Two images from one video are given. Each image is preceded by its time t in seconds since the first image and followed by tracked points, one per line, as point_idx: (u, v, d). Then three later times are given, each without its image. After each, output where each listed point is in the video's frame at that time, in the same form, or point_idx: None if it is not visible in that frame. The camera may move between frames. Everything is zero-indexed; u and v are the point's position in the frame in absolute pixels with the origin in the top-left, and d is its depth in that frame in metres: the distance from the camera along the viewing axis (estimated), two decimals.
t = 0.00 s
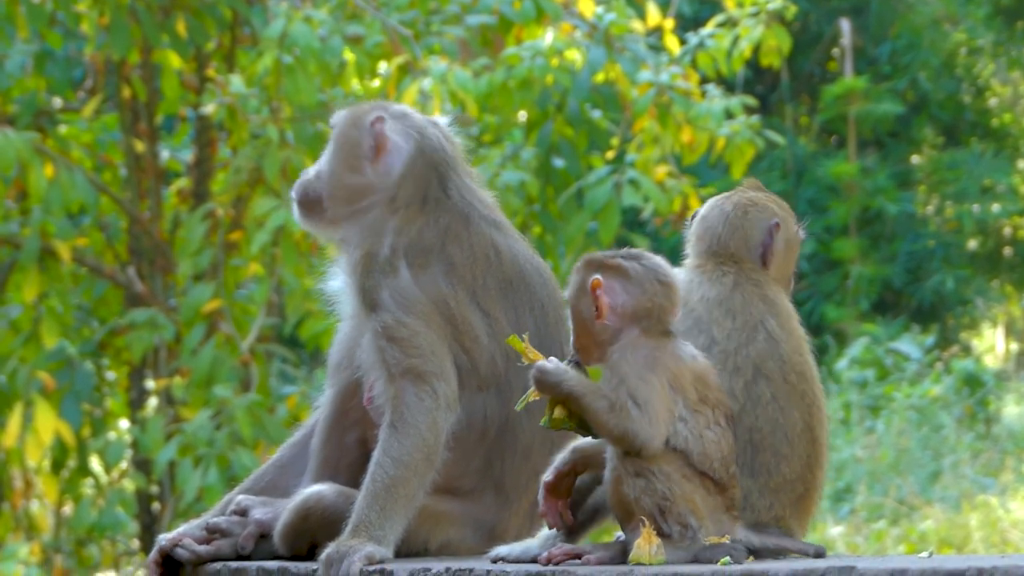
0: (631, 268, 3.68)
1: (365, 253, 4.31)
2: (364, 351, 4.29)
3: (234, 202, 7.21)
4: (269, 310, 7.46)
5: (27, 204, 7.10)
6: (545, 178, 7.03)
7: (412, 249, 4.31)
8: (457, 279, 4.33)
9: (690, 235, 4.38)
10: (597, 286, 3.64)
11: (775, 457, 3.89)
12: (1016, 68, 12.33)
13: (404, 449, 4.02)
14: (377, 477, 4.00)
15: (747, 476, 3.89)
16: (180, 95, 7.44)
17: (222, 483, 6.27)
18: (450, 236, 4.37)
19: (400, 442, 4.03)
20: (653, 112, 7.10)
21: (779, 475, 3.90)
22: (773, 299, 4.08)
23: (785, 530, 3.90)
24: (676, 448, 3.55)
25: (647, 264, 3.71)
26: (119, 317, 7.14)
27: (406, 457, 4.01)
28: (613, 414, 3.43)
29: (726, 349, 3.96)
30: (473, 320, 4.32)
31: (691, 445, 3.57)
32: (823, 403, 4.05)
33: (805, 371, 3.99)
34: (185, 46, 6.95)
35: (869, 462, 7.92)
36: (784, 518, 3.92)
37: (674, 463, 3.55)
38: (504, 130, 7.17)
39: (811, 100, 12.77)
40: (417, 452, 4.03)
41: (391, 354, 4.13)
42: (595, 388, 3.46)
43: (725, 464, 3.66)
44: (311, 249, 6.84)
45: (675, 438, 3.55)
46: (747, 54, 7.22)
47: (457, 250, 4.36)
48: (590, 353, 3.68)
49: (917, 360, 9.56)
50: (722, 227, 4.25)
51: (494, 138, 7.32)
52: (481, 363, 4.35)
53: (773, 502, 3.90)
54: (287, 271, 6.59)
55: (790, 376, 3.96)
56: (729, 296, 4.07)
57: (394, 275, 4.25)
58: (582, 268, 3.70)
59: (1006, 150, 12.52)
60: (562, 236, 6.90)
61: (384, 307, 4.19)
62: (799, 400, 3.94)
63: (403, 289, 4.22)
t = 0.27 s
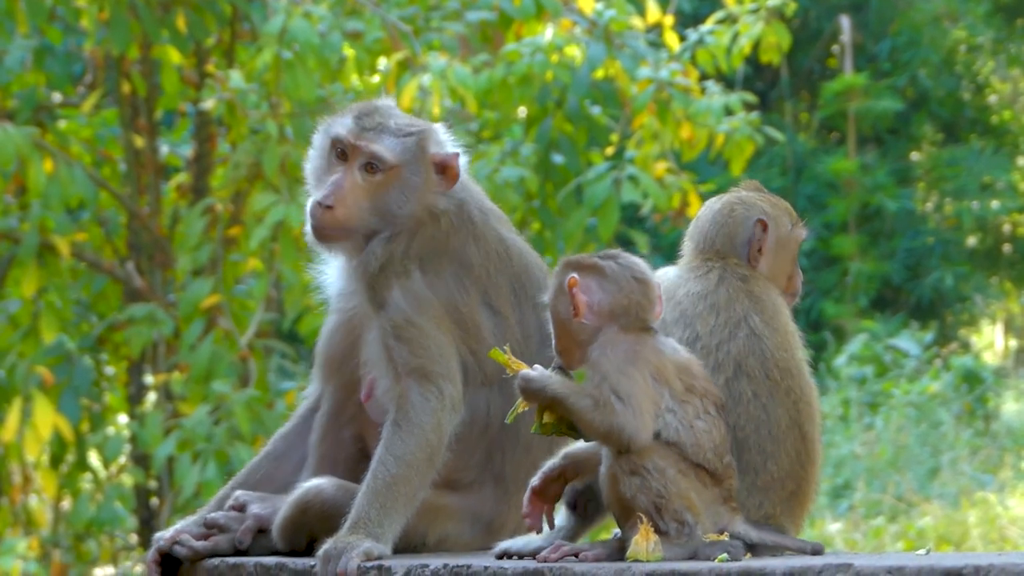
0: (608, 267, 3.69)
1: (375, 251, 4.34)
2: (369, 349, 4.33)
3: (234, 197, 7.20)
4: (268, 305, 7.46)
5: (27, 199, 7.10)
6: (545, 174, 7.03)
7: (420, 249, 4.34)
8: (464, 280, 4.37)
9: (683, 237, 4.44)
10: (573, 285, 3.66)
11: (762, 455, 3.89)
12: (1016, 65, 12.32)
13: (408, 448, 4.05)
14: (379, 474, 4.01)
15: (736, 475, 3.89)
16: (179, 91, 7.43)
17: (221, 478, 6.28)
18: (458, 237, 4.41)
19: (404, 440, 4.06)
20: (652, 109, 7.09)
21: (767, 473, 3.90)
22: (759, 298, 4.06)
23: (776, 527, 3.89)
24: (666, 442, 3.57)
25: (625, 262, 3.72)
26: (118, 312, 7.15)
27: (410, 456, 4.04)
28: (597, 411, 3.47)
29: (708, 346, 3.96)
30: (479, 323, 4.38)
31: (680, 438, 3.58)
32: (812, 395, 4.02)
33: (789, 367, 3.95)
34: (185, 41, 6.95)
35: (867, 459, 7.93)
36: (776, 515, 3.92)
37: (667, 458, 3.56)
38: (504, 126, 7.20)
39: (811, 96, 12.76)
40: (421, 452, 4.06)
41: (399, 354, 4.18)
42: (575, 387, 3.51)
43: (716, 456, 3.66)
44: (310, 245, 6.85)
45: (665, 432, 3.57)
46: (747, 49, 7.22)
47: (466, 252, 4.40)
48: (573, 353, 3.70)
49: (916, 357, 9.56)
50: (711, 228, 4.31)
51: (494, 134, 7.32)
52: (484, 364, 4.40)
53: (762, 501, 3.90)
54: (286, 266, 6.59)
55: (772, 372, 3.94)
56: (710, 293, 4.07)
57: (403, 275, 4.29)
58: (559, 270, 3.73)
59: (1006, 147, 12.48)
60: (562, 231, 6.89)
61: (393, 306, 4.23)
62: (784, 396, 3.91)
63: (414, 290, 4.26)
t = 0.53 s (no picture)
0: (606, 262, 3.69)
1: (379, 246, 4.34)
2: (373, 345, 4.32)
3: (234, 194, 7.20)
4: (269, 302, 7.47)
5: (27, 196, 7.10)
6: (545, 170, 7.01)
7: (424, 245, 4.34)
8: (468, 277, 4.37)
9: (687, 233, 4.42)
10: (572, 281, 3.67)
11: (759, 451, 3.89)
12: (1016, 61, 12.31)
13: (410, 445, 4.05)
14: (380, 471, 4.01)
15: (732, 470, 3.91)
16: (179, 87, 7.43)
17: (221, 475, 6.29)
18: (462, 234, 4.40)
19: (407, 436, 4.06)
20: (652, 105, 7.08)
21: (766, 469, 3.90)
22: (761, 294, 4.06)
23: (775, 524, 3.91)
24: (667, 437, 3.56)
25: (623, 256, 3.72)
26: (118, 309, 7.15)
27: (412, 452, 4.04)
28: (595, 404, 3.47)
29: (709, 340, 3.96)
30: (482, 320, 4.37)
31: (679, 434, 3.57)
32: (811, 390, 4.01)
33: (790, 363, 3.96)
34: (185, 37, 6.95)
35: (868, 455, 7.93)
36: (775, 511, 3.93)
37: (668, 453, 3.55)
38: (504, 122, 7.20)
39: (811, 92, 12.75)
40: (423, 449, 4.06)
41: (403, 350, 4.18)
42: (573, 380, 3.50)
43: (716, 452, 3.65)
44: (311, 241, 6.85)
45: (665, 428, 3.56)
46: (747, 45, 7.20)
47: (469, 248, 4.40)
48: (576, 349, 3.69)
49: (917, 353, 9.56)
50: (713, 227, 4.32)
51: (494, 130, 7.31)
52: (488, 361, 4.40)
53: (761, 497, 3.92)
54: (287, 262, 6.59)
55: (772, 368, 3.94)
56: (707, 288, 4.07)
57: (408, 272, 4.29)
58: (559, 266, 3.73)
59: (1005, 142, 12.38)
60: (562, 227, 6.89)
61: (399, 303, 4.23)
62: (783, 392, 3.92)
63: (418, 286, 4.27)
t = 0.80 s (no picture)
0: (609, 266, 3.66)
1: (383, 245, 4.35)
2: (377, 346, 4.32)
3: (234, 192, 7.20)
4: (269, 301, 7.47)
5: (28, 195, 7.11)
6: (545, 168, 7.01)
7: (427, 244, 4.35)
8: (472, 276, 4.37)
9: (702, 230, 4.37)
10: (576, 287, 3.62)
11: (770, 449, 3.98)
12: (1016, 57, 12.30)
13: (412, 444, 4.05)
14: (383, 470, 4.02)
15: (742, 468, 3.98)
16: (180, 86, 7.43)
17: (223, 473, 6.30)
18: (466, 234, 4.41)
19: (409, 436, 4.07)
20: (653, 102, 7.07)
21: (773, 467, 3.99)
22: (780, 291, 4.16)
23: (780, 521, 3.97)
24: (675, 437, 3.56)
25: (625, 258, 3.69)
26: (119, 308, 7.16)
27: (414, 452, 4.04)
28: (603, 402, 3.47)
29: (738, 339, 4.03)
30: (486, 319, 4.37)
31: (689, 433, 3.58)
32: (824, 391, 4.11)
33: (807, 362, 4.05)
34: (185, 36, 6.95)
35: (870, 451, 7.92)
36: (779, 509, 4.00)
37: (676, 451, 3.56)
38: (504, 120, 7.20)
39: (812, 88, 12.75)
40: (426, 448, 4.06)
41: (406, 350, 4.18)
42: (581, 379, 3.50)
43: (723, 453, 3.66)
44: (312, 239, 6.85)
45: (671, 427, 3.55)
46: (748, 42, 7.20)
47: (473, 247, 4.40)
48: (580, 353, 3.66)
49: (918, 349, 9.56)
50: (719, 227, 4.31)
51: (495, 127, 7.31)
52: (491, 360, 4.40)
53: (767, 494, 3.99)
54: (288, 261, 6.59)
55: (792, 368, 4.04)
56: (729, 288, 4.14)
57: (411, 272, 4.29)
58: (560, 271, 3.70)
59: (1006, 139, 12.42)
60: (563, 225, 6.89)
61: (402, 304, 4.23)
62: (799, 393, 4.01)
63: (422, 286, 4.27)
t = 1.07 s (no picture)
0: (608, 264, 3.68)
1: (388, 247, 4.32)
2: (381, 347, 4.32)
3: (234, 192, 7.20)
4: (269, 300, 7.47)
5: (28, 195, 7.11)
6: (545, 167, 7.01)
7: (432, 246, 4.34)
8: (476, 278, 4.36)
9: (715, 225, 4.39)
10: (575, 283, 3.65)
11: (774, 451, 3.98)
12: (1016, 56, 12.30)
13: (413, 446, 4.06)
14: (384, 471, 4.02)
15: (745, 469, 3.98)
16: (180, 86, 7.43)
17: (222, 473, 6.30)
18: (468, 235, 4.40)
19: (411, 437, 4.07)
20: (653, 101, 7.08)
21: (776, 468, 3.98)
22: (793, 295, 4.20)
23: (779, 522, 3.96)
24: (677, 434, 3.56)
25: (626, 258, 3.71)
26: (119, 307, 7.16)
27: (415, 453, 4.04)
28: (604, 399, 3.49)
29: (751, 345, 4.03)
30: (490, 320, 4.37)
31: (691, 431, 3.58)
32: (829, 396, 4.13)
33: (815, 367, 4.09)
34: (185, 36, 6.95)
35: (869, 450, 7.92)
36: (780, 511, 3.99)
37: (678, 450, 3.56)
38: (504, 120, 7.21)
39: (811, 87, 12.76)
40: (427, 449, 4.06)
41: (409, 351, 4.18)
42: (583, 375, 3.52)
43: (724, 451, 3.66)
44: (311, 239, 6.85)
45: (671, 425, 3.56)
46: (747, 41, 7.20)
47: (477, 248, 4.40)
48: (579, 352, 3.68)
49: (917, 348, 9.55)
50: (737, 223, 4.34)
51: (495, 127, 7.31)
52: (493, 361, 4.40)
53: (767, 495, 3.98)
54: (287, 260, 6.59)
55: (800, 371, 4.05)
56: (740, 290, 4.15)
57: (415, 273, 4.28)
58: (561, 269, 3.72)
59: (1005, 137, 12.42)
60: (562, 224, 6.88)
61: (406, 305, 4.23)
62: (806, 396, 4.02)
63: (425, 289, 4.26)
